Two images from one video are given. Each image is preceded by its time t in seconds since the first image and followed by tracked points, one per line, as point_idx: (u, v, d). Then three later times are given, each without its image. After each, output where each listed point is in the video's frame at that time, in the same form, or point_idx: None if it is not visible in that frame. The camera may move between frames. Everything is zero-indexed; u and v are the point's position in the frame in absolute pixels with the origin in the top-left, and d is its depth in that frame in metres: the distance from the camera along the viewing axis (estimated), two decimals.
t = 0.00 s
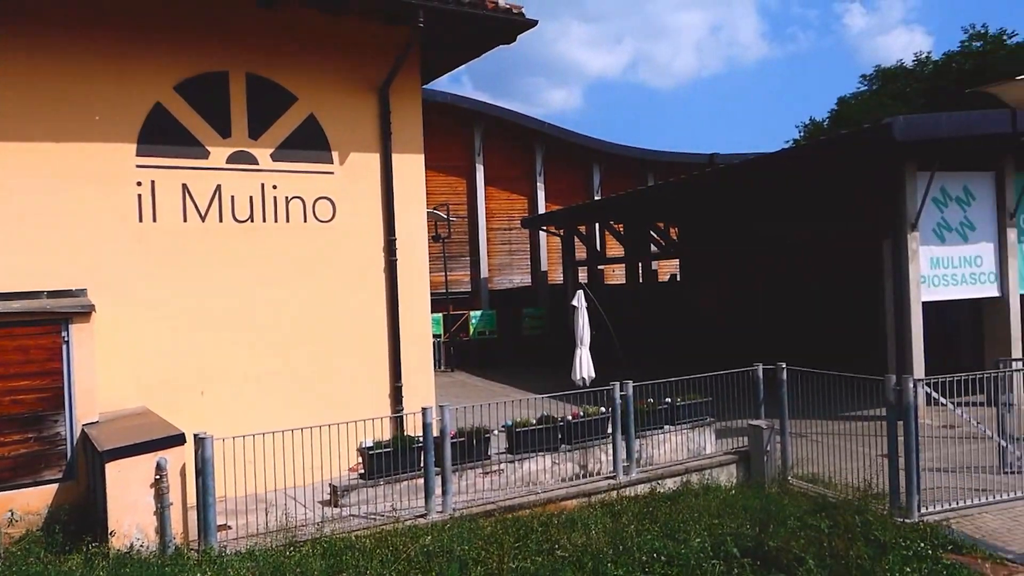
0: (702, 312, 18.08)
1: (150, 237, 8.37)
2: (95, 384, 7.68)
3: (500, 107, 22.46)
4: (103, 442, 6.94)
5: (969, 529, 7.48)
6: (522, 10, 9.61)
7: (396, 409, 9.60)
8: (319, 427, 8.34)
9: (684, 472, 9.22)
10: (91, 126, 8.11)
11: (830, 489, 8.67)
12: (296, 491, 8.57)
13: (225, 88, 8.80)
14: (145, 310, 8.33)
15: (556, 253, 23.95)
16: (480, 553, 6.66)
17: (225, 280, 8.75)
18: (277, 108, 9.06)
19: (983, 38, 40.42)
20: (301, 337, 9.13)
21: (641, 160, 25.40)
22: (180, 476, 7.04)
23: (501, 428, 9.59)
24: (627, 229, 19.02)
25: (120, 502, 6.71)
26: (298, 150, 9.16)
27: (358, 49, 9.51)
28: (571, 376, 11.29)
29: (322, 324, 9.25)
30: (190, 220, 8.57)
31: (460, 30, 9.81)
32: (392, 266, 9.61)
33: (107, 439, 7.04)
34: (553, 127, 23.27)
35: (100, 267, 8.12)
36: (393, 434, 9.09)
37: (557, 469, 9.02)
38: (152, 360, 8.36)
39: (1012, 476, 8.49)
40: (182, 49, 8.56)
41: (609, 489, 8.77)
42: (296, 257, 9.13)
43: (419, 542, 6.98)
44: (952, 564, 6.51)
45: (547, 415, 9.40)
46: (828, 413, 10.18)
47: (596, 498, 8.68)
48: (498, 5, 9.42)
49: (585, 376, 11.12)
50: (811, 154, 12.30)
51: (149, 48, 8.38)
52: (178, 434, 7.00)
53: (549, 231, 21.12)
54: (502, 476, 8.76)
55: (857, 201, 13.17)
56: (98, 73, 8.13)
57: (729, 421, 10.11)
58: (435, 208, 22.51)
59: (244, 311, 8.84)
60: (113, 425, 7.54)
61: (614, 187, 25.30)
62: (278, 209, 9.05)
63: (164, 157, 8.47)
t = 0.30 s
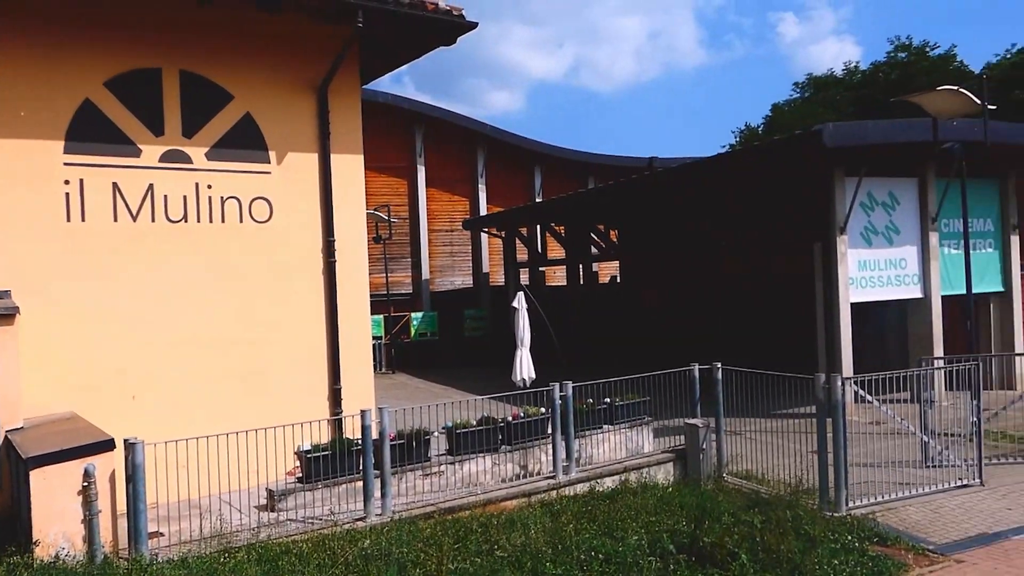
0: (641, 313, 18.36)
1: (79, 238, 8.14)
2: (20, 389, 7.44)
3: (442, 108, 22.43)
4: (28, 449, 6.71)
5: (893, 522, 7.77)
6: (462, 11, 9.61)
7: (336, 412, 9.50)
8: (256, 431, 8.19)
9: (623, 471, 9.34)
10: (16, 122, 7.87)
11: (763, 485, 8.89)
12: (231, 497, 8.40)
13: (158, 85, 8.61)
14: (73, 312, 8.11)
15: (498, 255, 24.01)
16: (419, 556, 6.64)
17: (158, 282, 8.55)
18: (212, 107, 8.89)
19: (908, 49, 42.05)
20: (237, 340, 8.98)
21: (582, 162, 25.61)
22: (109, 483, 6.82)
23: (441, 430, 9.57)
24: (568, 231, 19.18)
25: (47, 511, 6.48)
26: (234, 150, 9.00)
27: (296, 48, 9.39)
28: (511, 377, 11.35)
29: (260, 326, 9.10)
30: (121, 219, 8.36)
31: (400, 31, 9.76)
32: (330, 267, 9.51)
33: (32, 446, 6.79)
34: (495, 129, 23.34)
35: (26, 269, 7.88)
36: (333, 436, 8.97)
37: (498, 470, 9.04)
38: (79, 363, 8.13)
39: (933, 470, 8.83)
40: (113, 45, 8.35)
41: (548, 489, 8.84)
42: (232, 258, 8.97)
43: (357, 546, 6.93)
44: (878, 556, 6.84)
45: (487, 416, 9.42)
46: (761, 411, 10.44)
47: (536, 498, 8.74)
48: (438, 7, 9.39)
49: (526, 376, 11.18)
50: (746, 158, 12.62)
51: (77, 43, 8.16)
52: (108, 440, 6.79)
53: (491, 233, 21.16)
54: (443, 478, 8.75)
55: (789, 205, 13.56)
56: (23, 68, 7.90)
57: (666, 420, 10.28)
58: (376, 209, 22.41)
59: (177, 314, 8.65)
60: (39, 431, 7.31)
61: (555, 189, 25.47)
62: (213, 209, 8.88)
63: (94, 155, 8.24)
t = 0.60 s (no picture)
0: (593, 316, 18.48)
1: (15, 237, 7.90)
2: None
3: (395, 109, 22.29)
4: None
5: (836, 521, 7.94)
6: (414, 13, 9.55)
7: (283, 416, 9.34)
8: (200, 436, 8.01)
9: (574, 473, 9.37)
10: None
11: (712, 486, 9.01)
12: (174, 503, 8.20)
13: (100, 81, 8.38)
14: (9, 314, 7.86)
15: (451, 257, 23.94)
16: (368, 561, 6.57)
17: (99, 283, 8.32)
18: (156, 105, 8.69)
19: (853, 60, 43.19)
20: (182, 342, 8.78)
21: (536, 165, 25.68)
22: (47, 490, 6.63)
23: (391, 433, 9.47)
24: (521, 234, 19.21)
25: None
26: (179, 148, 8.80)
27: (245, 46, 9.23)
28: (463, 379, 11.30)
29: (205, 329, 8.91)
30: (60, 219, 8.12)
31: (351, 31, 9.66)
32: (279, 269, 9.37)
33: None
34: (448, 131, 23.29)
35: None
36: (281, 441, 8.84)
37: (449, 473, 8.99)
38: (15, 366, 7.88)
39: (875, 469, 9.10)
40: (53, 39, 8.12)
41: (499, 492, 8.81)
42: (177, 259, 8.77)
43: (304, 551, 6.82)
44: (822, 555, 6.98)
45: (438, 419, 9.36)
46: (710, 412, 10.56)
47: (487, 501, 8.72)
48: (390, 8, 9.32)
49: (477, 379, 11.14)
50: (694, 164, 12.80)
51: (14, 36, 7.91)
52: (45, 446, 6.60)
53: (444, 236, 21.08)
54: (393, 482, 8.66)
55: (737, 210, 13.79)
56: None
57: (617, 423, 10.36)
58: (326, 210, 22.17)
59: (119, 316, 8.43)
60: None
61: (509, 192, 25.49)
62: (157, 209, 8.67)
63: (32, 151, 7.99)
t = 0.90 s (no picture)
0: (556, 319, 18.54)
1: None
2: None
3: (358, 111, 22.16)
4: None
5: (794, 522, 8.06)
6: (378, 13, 9.50)
7: (242, 420, 9.19)
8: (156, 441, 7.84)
9: (536, 476, 9.38)
10: None
11: (673, 489, 9.08)
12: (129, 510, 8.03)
13: (54, 77, 8.20)
14: None
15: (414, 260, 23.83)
16: (328, 566, 6.50)
17: (51, 285, 8.13)
18: (113, 102, 8.52)
19: (811, 68, 44.00)
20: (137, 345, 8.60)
21: (500, 168, 25.69)
22: None
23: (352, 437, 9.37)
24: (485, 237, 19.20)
25: None
26: (135, 147, 8.63)
27: (205, 44, 9.09)
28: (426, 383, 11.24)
29: (162, 332, 8.74)
30: (11, 218, 7.93)
31: (314, 31, 9.57)
32: (238, 271, 9.23)
33: None
34: (412, 133, 23.20)
35: None
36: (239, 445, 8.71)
37: (410, 477, 8.92)
38: None
39: (833, 471, 9.29)
40: (6, 34, 7.93)
41: (461, 496, 8.78)
42: (133, 260, 8.59)
43: (263, 557, 6.73)
44: (779, 556, 7.07)
45: (400, 422, 9.28)
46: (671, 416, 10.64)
47: (449, 505, 8.68)
48: (353, 8, 9.24)
49: (440, 383, 11.09)
50: (656, 169, 12.94)
51: None
52: None
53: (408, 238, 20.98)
54: (354, 487, 8.56)
55: (698, 214, 13.96)
56: None
57: (580, 426, 10.40)
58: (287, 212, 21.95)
59: (72, 318, 8.24)
60: None
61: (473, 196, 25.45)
62: (112, 209, 8.49)
63: None
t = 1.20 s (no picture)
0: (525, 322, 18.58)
1: None
2: None
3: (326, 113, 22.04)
4: None
5: (760, 523, 8.17)
6: (346, 14, 9.47)
7: (208, 425, 9.08)
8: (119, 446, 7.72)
9: (505, 480, 9.39)
10: None
11: (641, 491, 9.14)
12: (91, 517, 7.89)
13: (15, 76, 8.05)
14: None
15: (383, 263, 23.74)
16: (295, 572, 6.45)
17: (11, 287, 7.97)
18: (76, 102, 8.38)
19: (777, 74, 44.61)
20: (100, 349, 8.45)
21: (469, 171, 25.69)
22: None
23: (320, 443, 9.29)
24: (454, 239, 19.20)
25: None
26: (99, 148, 8.49)
27: (171, 44, 8.99)
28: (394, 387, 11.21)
29: (125, 335, 8.61)
30: None
31: (282, 31, 9.51)
32: (204, 274, 9.12)
33: None
34: (381, 135, 23.11)
35: None
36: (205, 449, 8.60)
37: (379, 482, 8.85)
38: None
39: (798, 472, 9.41)
40: None
41: (430, 501, 8.77)
42: (95, 263, 8.46)
43: (229, 564, 6.66)
44: (745, 557, 7.15)
45: (369, 426, 9.22)
46: (639, 418, 10.71)
47: (418, 510, 8.67)
48: (322, 9, 9.21)
49: (408, 387, 11.06)
50: (623, 173, 13.06)
51: None
52: None
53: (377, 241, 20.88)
54: (322, 493, 8.46)
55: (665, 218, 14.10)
56: None
57: (549, 430, 10.43)
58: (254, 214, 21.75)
59: (33, 320, 8.08)
60: None
61: (442, 198, 25.42)
62: (75, 211, 8.35)
63: None
